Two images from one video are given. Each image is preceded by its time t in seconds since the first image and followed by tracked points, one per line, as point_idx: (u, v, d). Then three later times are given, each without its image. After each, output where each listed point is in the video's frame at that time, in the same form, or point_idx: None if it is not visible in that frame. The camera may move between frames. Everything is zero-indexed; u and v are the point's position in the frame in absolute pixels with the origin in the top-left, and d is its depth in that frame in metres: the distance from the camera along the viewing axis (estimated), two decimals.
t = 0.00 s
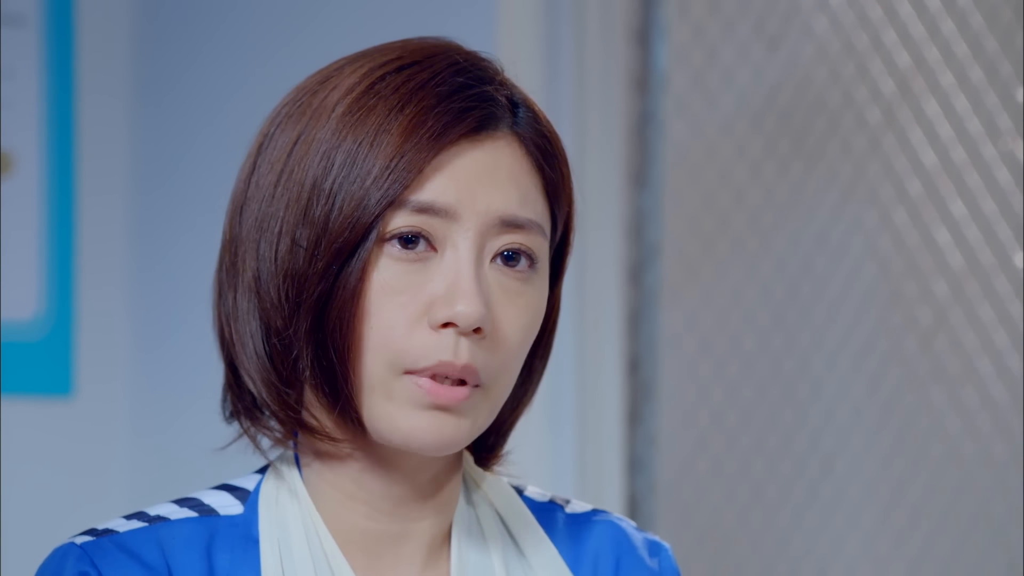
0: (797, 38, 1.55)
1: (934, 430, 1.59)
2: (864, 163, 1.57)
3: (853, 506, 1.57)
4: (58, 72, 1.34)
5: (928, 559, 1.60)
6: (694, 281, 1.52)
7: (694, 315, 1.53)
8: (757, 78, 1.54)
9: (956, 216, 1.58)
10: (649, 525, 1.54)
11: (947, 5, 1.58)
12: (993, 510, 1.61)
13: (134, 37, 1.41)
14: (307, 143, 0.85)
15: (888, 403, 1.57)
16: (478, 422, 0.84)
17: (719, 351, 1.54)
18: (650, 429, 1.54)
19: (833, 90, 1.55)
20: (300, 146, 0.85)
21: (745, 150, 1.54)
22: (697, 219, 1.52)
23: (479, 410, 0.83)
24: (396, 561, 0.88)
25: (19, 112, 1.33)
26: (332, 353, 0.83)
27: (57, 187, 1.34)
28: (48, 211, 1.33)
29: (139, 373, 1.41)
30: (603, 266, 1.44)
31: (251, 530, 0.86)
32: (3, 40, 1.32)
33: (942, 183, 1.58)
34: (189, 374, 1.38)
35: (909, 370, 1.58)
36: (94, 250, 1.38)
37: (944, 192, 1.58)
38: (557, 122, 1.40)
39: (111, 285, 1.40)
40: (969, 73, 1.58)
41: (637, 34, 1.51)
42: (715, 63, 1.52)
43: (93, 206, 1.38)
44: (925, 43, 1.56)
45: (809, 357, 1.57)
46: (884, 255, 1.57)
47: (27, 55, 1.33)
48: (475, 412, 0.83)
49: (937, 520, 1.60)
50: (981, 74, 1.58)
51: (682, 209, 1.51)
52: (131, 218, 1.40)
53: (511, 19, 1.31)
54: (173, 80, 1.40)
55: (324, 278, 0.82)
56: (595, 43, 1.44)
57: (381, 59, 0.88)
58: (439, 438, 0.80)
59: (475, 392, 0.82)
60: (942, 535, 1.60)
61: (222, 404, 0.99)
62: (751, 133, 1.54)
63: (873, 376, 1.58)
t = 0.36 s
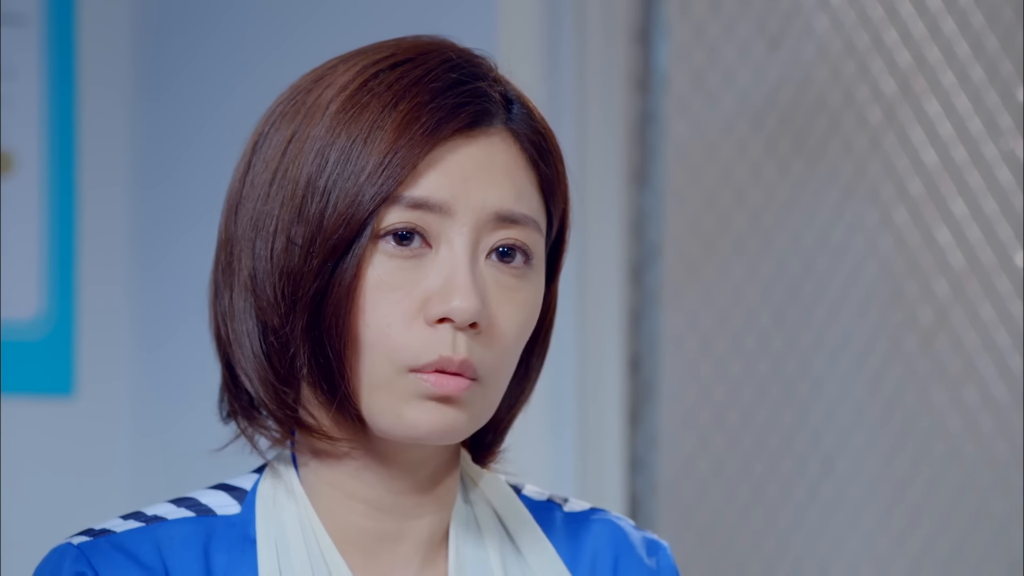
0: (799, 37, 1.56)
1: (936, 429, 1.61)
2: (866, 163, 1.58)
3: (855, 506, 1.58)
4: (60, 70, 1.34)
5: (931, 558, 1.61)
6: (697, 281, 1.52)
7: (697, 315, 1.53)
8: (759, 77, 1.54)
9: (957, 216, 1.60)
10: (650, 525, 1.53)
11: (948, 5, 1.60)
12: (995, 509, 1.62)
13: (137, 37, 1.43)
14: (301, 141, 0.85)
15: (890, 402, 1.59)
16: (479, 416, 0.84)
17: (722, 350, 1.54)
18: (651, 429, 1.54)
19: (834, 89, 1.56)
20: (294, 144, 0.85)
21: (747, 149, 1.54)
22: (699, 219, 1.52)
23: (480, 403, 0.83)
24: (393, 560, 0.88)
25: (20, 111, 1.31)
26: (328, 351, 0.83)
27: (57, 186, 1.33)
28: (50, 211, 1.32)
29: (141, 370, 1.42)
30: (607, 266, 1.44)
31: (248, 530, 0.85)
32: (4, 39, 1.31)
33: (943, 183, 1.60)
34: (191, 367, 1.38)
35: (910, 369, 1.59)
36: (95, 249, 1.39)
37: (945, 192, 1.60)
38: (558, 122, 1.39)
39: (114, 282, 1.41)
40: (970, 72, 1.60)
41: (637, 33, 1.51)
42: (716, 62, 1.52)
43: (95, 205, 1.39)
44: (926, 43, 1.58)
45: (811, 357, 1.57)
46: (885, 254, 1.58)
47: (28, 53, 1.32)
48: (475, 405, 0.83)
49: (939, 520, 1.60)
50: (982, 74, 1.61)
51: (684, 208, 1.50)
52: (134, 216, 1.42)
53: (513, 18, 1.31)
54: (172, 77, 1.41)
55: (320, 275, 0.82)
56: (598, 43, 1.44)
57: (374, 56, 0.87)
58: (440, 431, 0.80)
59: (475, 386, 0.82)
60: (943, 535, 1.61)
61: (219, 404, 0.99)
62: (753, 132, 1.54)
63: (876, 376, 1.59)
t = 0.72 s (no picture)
0: (799, 37, 1.55)
1: (936, 429, 1.62)
2: (866, 163, 1.58)
3: (856, 506, 1.58)
4: (61, 70, 1.33)
5: (931, 558, 1.62)
6: (698, 280, 1.51)
7: (698, 315, 1.52)
8: (760, 77, 1.54)
9: (958, 215, 1.61)
10: (650, 523, 1.52)
11: (948, 5, 1.61)
12: (996, 509, 1.64)
13: (136, 38, 1.43)
14: (298, 141, 0.85)
15: (891, 401, 1.59)
16: (480, 414, 0.84)
17: (723, 350, 1.53)
18: (653, 429, 1.52)
19: (835, 88, 1.57)
20: (292, 144, 0.85)
21: (747, 149, 1.54)
22: (700, 219, 1.51)
23: (479, 403, 0.83)
24: (393, 561, 0.88)
25: (21, 110, 1.31)
26: (327, 352, 0.83)
27: (58, 186, 1.33)
28: (50, 210, 1.32)
29: (141, 369, 1.41)
30: (607, 266, 1.43)
31: (248, 530, 0.85)
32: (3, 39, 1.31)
33: (944, 183, 1.61)
34: (189, 369, 1.38)
35: (911, 369, 1.60)
36: (96, 249, 1.39)
37: (946, 192, 1.61)
38: (559, 122, 1.39)
39: (116, 283, 1.41)
40: (971, 72, 1.62)
41: (638, 33, 1.50)
42: (717, 62, 1.52)
43: (96, 205, 1.39)
44: (927, 42, 1.60)
45: (811, 356, 1.57)
46: (885, 255, 1.59)
47: (29, 54, 1.32)
48: (475, 405, 0.83)
49: (939, 520, 1.61)
50: (983, 73, 1.62)
51: (685, 208, 1.50)
52: (134, 216, 1.42)
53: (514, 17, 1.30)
54: (173, 78, 1.41)
55: (317, 276, 0.82)
56: (598, 42, 1.43)
57: (370, 55, 0.87)
58: (439, 431, 0.80)
59: (475, 386, 0.82)
60: (944, 534, 1.62)
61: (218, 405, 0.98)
62: (753, 132, 1.54)
63: (876, 375, 1.59)
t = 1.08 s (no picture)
0: (801, 37, 1.55)
1: (938, 429, 1.61)
2: (868, 163, 1.58)
3: (857, 506, 1.58)
4: (62, 70, 1.33)
5: (933, 558, 1.62)
6: (699, 280, 1.51)
7: (699, 315, 1.51)
8: (761, 77, 1.54)
9: (960, 215, 1.61)
10: (651, 524, 1.52)
11: (950, 5, 1.62)
12: (997, 510, 1.64)
13: (137, 37, 1.43)
14: (302, 141, 0.85)
15: (892, 402, 1.59)
16: (479, 416, 0.84)
17: (724, 350, 1.53)
18: (654, 429, 1.52)
19: (836, 88, 1.57)
20: (295, 143, 0.85)
21: (749, 149, 1.54)
22: (700, 219, 1.50)
23: (478, 406, 0.83)
24: (393, 562, 0.88)
25: (22, 110, 1.31)
26: (329, 351, 0.83)
27: (60, 186, 1.33)
28: (52, 209, 1.32)
29: (143, 367, 1.42)
30: (608, 267, 1.43)
31: (249, 530, 0.85)
32: (4, 39, 1.30)
33: (945, 183, 1.61)
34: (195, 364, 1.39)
35: (912, 369, 1.60)
36: (98, 248, 1.39)
37: (948, 192, 1.61)
38: (560, 122, 1.39)
39: (117, 278, 1.41)
40: (973, 72, 1.62)
41: (639, 33, 1.50)
42: (718, 62, 1.51)
43: (98, 204, 1.39)
44: (928, 43, 1.60)
45: (812, 357, 1.57)
46: (887, 254, 1.59)
47: (30, 53, 1.32)
48: (475, 407, 0.83)
49: (941, 520, 1.61)
50: (984, 74, 1.63)
51: (686, 208, 1.49)
52: (136, 215, 1.42)
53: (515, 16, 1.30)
54: (175, 77, 1.41)
55: (319, 275, 0.82)
56: (599, 42, 1.43)
57: (375, 56, 0.87)
58: (439, 433, 0.80)
59: (474, 388, 0.82)
60: (945, 535, 1.62)
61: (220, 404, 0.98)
62: (755, 132, 1.54)
63: (878, 375, 1.59)
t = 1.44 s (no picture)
0: (800, 37, 1.56)
1: (937, 429, 1.62)
2: (867, 163, 1.58)
3: (856, 506, 1.58)
4: (62, 70, 1.33)
5: (933, 559, 1.62)
6: (699, 281, 1.51)
7: (698, 315, 1.51)
8: (760, 77, 1.54)
9: (959, 216, 1.62)
10: (650, 525, 1.51)
11: (949, 5, 1.62)
12: (997, 510, 1.64)
13: (137, 38, 1.44)
14: (300, 142, 0.85)
15: (892, 402, 1.59)
16: (477, 417, 0.84)
17: (723, 350, 1.53)
18: (653, 429, 1.51)
19: (836, 89, 1.57)
20: (293, 145, 0.85)
21: (748, 149, 1.54)
22: (700, 219, 1.50)
23: (476, 407, 0.83)
24: (392, 562, 0.88)
25: (22, 111, 1.30)
26: (326, 353, 0.83)
27: (59, 188, 1.33)
28: (52, 210, 1.32)
29: (143, 368, 1.43)
30: (608, 267, 1.44)
31: (248, 530, 0.86)
32: (4, 39, 1.29)
33: (945, 183, 1.61)
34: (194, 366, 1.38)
35: (912, 369, 1.60)
36: (98, 250, 1.39)
37: (947, 192, 1.61)
38: (559, 122, 1.39)
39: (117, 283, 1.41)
40: (972, 72, 1.63)
41: (638, 34, 1.50)
42: (718, 62, 1.51)
43: (98, 206, 1.39)
44: (927, 43, 1.60)
45: (812, 357, 1.57)
46: (887, 255, 1.59)
47: (30, 55, 1.31)
48: (473, 408, 0.83)
49: (940, 520, 1.62)
50: (984, 74, 1.63)
51: (685, 209, 1.49)
52: (135, 217, 1.43)
53: (516, 15, 1.30)
54: (175, 80, 1.42)
55: (317, 278, 0.82)
56: (599, 43, 1.43)
57: (372, 57, 0.87)
58: (437, 433, 0.80)
59: (472, 388, 0.82)
60: (945, 535, 1.62)
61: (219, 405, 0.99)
62: (754, 132, 1.54)
63: (877, 376, 1.59)
